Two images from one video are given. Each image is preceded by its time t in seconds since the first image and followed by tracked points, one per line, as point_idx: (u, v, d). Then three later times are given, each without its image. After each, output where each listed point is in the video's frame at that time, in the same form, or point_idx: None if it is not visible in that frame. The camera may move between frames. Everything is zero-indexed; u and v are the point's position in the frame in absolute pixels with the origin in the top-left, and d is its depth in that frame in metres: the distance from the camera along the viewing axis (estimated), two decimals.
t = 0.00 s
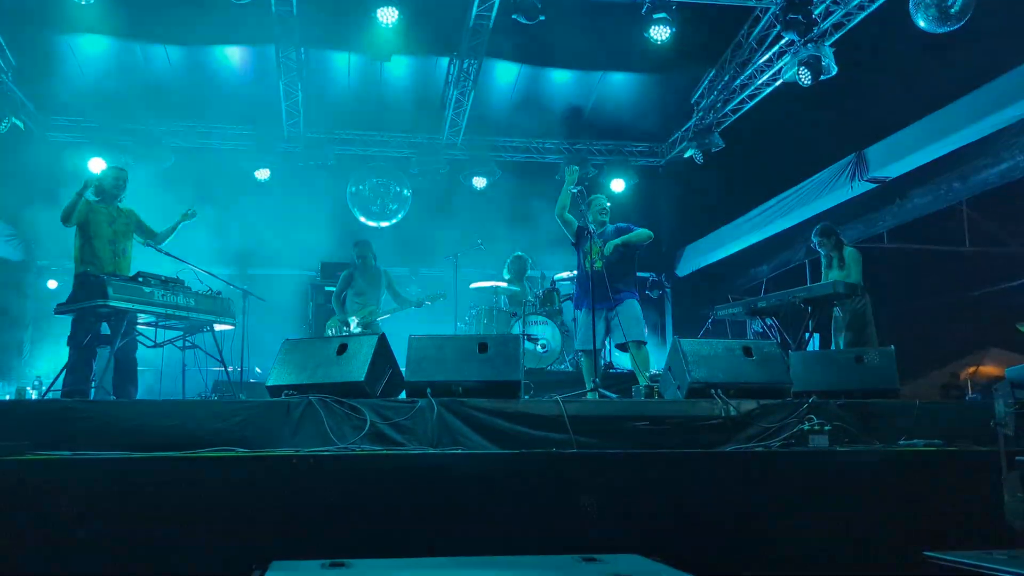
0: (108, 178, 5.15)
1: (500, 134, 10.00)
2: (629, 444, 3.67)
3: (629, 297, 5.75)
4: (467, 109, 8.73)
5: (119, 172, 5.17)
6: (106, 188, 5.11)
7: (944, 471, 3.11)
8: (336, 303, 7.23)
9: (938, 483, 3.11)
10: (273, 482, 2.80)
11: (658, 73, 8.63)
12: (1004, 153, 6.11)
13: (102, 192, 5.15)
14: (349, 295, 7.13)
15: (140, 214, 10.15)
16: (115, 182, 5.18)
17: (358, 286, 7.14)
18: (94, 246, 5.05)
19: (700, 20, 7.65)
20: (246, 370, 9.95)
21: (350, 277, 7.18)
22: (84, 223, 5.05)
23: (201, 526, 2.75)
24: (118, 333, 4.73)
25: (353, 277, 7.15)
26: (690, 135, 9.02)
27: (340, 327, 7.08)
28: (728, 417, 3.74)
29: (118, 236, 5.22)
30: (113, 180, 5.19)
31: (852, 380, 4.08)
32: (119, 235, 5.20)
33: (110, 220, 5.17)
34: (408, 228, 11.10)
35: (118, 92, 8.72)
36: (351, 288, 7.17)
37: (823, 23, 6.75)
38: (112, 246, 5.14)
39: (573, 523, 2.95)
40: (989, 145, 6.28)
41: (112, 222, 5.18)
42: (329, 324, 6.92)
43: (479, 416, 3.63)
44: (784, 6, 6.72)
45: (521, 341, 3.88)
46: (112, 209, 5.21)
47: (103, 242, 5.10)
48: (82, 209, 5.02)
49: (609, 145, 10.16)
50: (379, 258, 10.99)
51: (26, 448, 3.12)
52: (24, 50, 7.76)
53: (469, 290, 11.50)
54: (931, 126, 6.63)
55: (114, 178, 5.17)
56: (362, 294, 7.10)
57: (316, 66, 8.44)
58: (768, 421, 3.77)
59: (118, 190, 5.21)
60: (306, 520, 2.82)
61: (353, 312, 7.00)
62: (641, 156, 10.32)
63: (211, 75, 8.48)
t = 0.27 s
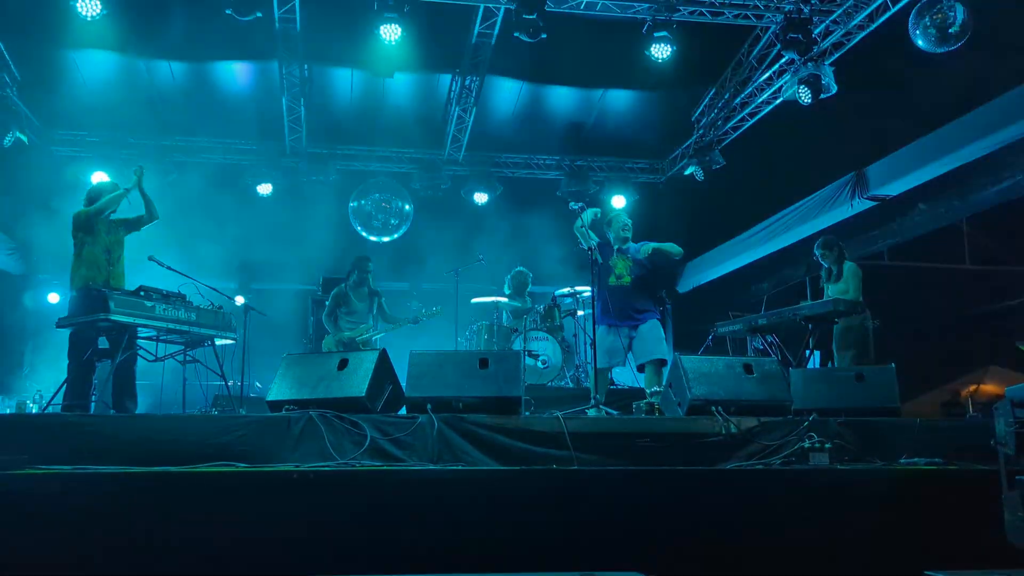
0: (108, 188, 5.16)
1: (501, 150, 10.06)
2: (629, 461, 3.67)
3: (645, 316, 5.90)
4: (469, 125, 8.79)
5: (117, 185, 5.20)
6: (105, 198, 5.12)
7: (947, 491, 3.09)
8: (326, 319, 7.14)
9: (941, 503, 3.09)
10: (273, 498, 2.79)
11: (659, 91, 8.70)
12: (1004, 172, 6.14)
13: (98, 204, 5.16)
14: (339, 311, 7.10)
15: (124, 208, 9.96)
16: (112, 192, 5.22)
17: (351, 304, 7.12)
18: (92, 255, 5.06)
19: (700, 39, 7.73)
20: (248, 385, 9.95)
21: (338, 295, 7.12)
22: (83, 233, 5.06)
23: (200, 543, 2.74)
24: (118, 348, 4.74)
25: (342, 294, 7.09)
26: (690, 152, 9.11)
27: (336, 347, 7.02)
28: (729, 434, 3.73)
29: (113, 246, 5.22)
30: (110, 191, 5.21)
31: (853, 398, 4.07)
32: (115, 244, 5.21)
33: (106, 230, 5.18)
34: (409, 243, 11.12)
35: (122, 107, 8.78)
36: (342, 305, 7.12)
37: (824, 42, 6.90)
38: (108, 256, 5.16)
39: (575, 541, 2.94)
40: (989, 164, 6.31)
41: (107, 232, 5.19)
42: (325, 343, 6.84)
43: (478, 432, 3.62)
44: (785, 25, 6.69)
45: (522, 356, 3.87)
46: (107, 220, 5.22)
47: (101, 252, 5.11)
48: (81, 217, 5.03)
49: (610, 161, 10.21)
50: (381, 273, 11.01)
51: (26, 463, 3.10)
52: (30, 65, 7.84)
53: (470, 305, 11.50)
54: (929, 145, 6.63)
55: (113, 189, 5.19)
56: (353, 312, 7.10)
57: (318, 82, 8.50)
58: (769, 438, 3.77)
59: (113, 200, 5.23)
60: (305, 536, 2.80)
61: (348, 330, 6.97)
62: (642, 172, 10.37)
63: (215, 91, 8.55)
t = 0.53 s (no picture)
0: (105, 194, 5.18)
1: (500, 162, 10.08)
2: (627, 474, 3.64)
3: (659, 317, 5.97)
4: (468, 137, 8.82)
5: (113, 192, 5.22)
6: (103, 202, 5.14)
7: (949, 504, 3.07)
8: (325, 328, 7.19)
9: (941, 516, 3.08)
10: (271, 511, 2.77)
11: (658, 103, 8.74)
12: (1001, 184, 6.16)
13: (96, 211, 5.15)
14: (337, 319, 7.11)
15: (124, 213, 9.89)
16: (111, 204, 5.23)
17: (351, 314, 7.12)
18: (95, 259, 5.07)
19: (699, 52, 7.79)
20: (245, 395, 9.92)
21: (336, 303, 7.15)
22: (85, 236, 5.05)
23: (197, 556, 2.72)
24: (116, 358, 4.73)
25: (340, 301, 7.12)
26: (690, 164, 9.21)
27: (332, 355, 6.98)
28: (727, 447, 3.71)
29: (115, 252, 5.23)
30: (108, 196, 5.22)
31: (852, 410, 4.05)
32: (117, 249, 5.21)
33: (106, 234, 5.18)
34: (408, 254, 11.11)
35: (122, 118, 8.80)
36: (341, 311, 7.15)
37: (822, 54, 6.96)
38: (109, 260, 5.16)
39: (574, 553, 2.92)
40: (987, 176, 6.33)
41: (107, 237, 5.19)
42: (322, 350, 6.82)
43: (475, 444, 3.61)
44: (782, 38, 6.82)
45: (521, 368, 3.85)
46: (107, 225, 5.22)
47: (103, 257, 5.11)
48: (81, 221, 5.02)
49: (609, 173, 10.24)
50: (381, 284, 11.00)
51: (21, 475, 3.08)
52: (30, 76, 7.86)
53: (469, 317, 11.49)
54: (927, 157, 6.67)
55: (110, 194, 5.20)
56: (353, 321, 7.10)
57: (318, 94, 8.54)
58: (768, 450, 3.75)
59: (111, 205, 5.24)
60: (303, 550, 2.79)
61: (343, 338, 6.96)
62: (641, 184, 10.40)
63: (215, 102, 8.59)
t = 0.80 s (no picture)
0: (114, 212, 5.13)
1: (500, 169, 10.09)
2: (626, 481, 3.64)
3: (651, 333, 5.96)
4: (468, 143, 8.82)
5: (122, 209, 5.17)
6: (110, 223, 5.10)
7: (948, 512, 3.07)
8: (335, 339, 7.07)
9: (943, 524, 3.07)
10: (271, 519, 2.76)
11: (657, 110, 8.78)
12: (1000, 191, 6.17)
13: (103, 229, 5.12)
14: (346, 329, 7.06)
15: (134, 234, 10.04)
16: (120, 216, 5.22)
17: (356, 322, 7.09)
18: (98, 280, 5.01)
19: (698, 59, 7.81)
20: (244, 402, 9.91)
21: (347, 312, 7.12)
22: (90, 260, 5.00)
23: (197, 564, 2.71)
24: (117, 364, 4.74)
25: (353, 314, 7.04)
26: (689, 171, 9.23)
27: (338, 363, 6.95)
28: (726, 453, 3.72)
29: (123, 271, 5.19)
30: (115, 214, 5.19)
31: (851, 417, 4.05)
32: (124, 270, 5.16)
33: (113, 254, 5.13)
34: (407, 261, 11.11)
35: (122, 125, 8.82)
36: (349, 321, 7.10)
37: (820, 61, 6.99)
38: (116, 281, 5.12)
39: (573, 561, 2.91)
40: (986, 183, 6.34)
41: (114, 258, 5.14)
42: (329, 362, 6.77)
43: (475, 450, 3.63)
44: (781, 45, 6.84)
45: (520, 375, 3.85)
46: (114, 245, 5.18)
47: (109, 277, 5.07)
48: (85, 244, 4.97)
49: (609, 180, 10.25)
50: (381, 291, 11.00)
51: (20, 481, 3.07)
52: (30, 82, 7.87)
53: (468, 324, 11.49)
54: (927, 164, 6.77)
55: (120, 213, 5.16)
56: (359, 328, 7.07)
57: (318, 101, 8.56)
58: (766, 457, 3.75)
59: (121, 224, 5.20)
60: (303, 558, 2.78)
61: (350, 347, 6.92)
62: (641, 191, 10.41)
63: (215, 109, 8.61)
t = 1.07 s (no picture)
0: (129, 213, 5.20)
1: (500, 170, 10.09)
2: (627, 482, 3.64)
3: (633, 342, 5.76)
4: (468, 144, 8.82)
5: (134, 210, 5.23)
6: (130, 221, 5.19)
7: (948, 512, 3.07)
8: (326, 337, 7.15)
9: (944, 524, 3.07)
10: (270, 518, 2.76)
11: (658, 110, 8.77)
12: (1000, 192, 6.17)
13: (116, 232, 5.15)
14: (339, 327, 7.07)
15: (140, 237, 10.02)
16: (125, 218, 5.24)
17: (352, 320, 7.09)
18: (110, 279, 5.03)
19: (698, 59, 7.81)
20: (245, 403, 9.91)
21: (338, 311, 7.09)
22: (105, 258, 5.01)
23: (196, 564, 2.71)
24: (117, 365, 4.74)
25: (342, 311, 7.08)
26: (689, 172, 9.24)
27: (336, 361, 6.98)
28: (727, 454, 3.72)
29: (131, 273, 5.19)
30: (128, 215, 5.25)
31: (851, 417, 4.05)
32: (132, 270, 5.18)
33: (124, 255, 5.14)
34: (407, 262, 11.11)
35: (122, 126, 8.81)
36: (345, 320, 7.10)
37: (820, 62, 7.00)
38: (125, 282, 5.12)
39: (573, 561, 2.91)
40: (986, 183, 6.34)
41: (126, 258, 5.17)
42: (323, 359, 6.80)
43: (475, 451, 3.63)
44: (782, 45, 6.83)
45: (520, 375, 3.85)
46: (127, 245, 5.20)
47: (120, 278, 5.09)
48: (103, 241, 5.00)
49: (609, 180, 10.25)
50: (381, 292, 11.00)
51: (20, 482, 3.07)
52: (30, 82, 7.87)
53: (468, 324, 11.49)
54: (926, 164, 6.78)
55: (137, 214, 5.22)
56: (354, 327, 7.07)
57: (318, 101, 8.56)
58: (767, 457, 3.75)
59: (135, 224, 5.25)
60: (302, 558, 2.78)
61: (346, 346, 6.94)
62: (641, 192, 10.35)
63: (215, 110, 8.61)
